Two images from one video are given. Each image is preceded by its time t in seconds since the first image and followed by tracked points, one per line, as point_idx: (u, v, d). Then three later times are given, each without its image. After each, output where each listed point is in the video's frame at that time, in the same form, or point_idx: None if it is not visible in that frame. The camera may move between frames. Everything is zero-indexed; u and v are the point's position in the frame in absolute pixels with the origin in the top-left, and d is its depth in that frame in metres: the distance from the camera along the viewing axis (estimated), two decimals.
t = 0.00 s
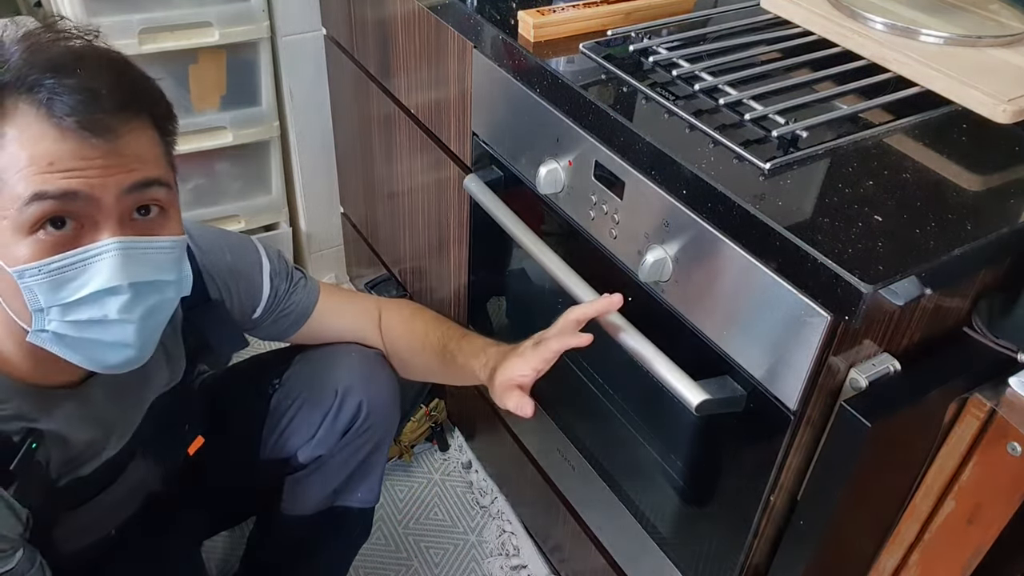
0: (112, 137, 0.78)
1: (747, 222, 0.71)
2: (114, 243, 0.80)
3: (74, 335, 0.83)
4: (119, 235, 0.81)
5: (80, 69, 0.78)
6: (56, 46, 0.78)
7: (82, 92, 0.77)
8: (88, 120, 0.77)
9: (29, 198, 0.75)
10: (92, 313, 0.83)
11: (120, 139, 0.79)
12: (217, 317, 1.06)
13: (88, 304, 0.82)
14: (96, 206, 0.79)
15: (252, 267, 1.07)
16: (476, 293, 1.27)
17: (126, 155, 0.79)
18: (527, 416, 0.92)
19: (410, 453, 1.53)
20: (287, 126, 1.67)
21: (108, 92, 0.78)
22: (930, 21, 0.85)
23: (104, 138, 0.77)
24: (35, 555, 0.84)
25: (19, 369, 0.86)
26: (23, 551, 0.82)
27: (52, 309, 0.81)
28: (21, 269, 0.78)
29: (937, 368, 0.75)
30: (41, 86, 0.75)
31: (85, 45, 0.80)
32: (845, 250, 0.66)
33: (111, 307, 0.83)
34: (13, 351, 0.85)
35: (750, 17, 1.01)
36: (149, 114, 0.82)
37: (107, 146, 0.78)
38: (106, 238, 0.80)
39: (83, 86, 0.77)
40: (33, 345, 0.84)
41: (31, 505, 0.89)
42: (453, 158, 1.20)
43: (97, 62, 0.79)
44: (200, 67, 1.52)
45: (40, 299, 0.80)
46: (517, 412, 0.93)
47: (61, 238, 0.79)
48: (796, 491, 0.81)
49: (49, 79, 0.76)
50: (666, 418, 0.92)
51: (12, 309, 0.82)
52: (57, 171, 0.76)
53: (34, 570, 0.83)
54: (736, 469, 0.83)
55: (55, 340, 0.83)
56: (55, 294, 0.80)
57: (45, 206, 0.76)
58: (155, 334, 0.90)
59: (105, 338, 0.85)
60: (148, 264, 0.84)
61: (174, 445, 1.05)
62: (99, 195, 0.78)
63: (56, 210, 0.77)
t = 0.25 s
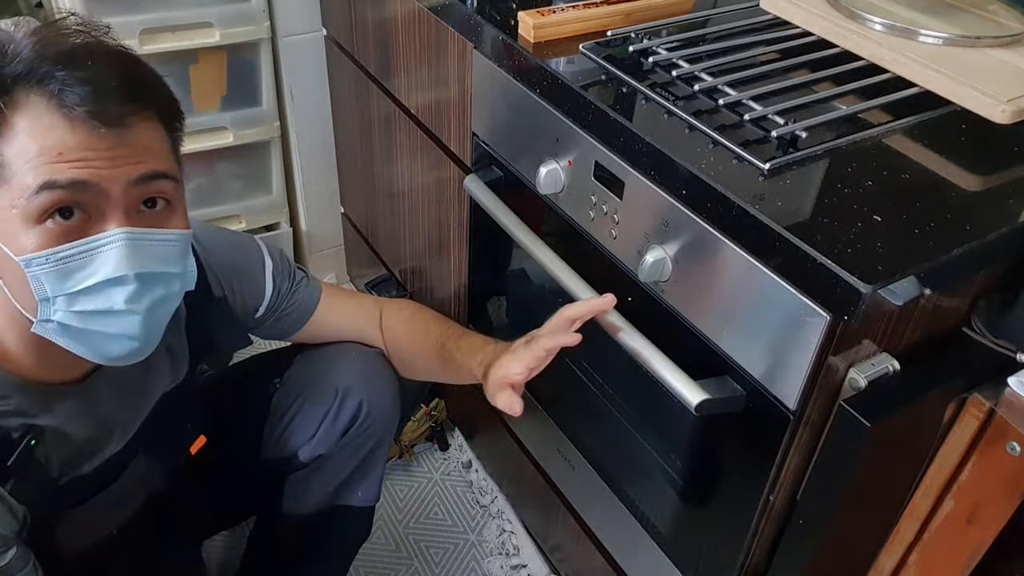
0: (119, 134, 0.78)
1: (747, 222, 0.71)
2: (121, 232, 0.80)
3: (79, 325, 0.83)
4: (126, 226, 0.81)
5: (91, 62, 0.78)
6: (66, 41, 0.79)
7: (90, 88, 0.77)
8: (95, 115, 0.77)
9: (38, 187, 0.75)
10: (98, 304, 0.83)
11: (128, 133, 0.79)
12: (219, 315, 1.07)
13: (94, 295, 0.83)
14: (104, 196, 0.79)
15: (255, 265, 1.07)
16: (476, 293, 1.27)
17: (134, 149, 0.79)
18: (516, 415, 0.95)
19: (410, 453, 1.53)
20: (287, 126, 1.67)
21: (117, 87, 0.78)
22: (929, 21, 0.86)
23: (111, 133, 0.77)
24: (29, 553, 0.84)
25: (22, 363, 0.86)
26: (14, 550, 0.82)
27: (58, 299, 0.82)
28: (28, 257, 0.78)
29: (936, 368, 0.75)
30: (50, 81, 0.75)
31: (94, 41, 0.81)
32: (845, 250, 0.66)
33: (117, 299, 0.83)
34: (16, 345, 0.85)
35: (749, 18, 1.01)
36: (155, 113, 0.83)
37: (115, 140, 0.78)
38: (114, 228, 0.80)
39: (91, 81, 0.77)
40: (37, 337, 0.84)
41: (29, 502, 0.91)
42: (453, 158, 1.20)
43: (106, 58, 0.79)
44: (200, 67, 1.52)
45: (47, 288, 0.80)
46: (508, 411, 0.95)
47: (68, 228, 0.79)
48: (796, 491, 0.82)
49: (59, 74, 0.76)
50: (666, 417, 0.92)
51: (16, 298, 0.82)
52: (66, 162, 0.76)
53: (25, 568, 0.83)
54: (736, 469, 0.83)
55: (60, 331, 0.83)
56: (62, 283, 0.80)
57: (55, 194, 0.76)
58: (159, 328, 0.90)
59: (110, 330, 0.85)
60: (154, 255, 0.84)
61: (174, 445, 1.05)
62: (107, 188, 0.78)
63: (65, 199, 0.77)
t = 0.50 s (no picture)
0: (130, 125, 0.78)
1: (747, 223, 0.71)
2: (127, 219, 0.80)
3: (83, 310, 0.83)
4: (132, 213, 0.81)
5: (105, 51, 0.78)
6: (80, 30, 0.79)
7: (100, 77, 0.77)
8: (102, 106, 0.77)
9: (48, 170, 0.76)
10: (102, 290, 0.83)
11: (137, 122, 0.79)
12: (220, 313, 1.07)
13: (99, 280, 0.82)
14: (112, 182, 0.79)
15: (255, 263, 1.07)
16: (476, 293, 1.27)
17: (144, 138, 0.79)
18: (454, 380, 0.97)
19: (410, 453, 1.53)
20: (287, 126, 1.67)
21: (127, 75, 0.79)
22: (929, 21, 0.86)
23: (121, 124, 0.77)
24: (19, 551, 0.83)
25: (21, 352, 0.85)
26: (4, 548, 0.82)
27: (62, 283, 0.82)
28: (33, 240, 0.78)
29: (936, 368, 0.75)
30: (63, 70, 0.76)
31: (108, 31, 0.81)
32: (845, 251, 0.66)
33: (121, 285, 0.83)
34: (20, 336, 0.84)
35: (749, 18, 1.01)
36: (166, 103, 0.82)
37: (125, 129, 0.78)
38: (120, 214, 0.80)
39: (102, 70, 0.77)
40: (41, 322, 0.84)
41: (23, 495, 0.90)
42: (453, 158, 1.20)
43: (118, 49, 0.80)
44: (200, 67, 1.52)
45: (51, 272, 0.80)
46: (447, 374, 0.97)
47: (75, 212, 0.79)
48: (796, 491, 0.82)
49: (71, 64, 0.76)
50: (666, 417, 0.92)
51: (21, 284, 0.83)
52: (76, 147, 0.76)
53: (12, 569, 0.82)
54: (736, 468, 0.83)
55: (65, 315, 0.83)
56: (66, 267, 0.80)
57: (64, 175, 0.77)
58: (161, 317, 0.89)
59: (113, 316, 0.84)
60: (160, 243, 0.84)
61: (174, 444, 1.05)
62: (117, 175, 0.78)
63: (73, 182, 0.77)
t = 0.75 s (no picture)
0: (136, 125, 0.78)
1: (747, 223, 0.71)
2: (133, 221, 0.80)
3: (85, 309, 0.83)
4: (138, 215, 0.81)
5: (119, 52, 0.78)
6: (94, 31, 0.79)
7: (113, 79, 0.77)
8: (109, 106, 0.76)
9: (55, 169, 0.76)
10: (105, 290, 0.83)
11: (146, 125, 0.79)
12: (220, 310, 1.07)
13: (102, 280, 0.82)
14: (121, 184, 0.79)
15: (254, 261, 1.07)
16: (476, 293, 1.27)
17: (152, 141, 0.79)
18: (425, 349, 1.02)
19: (410, 453, 1.54)
20: (287, 126, 1.67)
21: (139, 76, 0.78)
22: (929, 21, 0.86)
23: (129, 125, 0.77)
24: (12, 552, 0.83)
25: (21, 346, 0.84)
26: None
27: (65, 282, 0.81)
28: (39, 238, 0.78)
29: (936, 368, 0.75)
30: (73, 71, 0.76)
31: (122, 31, 0.80)
32: (844, 251, 0.66)
33: (125, 286, 0.83)
34: (21, 330, 0.84)
35: (749, 18, 1.01)
36: (176, 106, 0.82)
37: (133, 131, 0.78)
38: (126, 215, 0.80)
39: (115, 71, 0.77)
40: (43, 319, 0.84)
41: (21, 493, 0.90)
42: (453, 158, 1.20)
43: (130, 50, 0.79)
44: (200, 67, 1.52)
45: (55, 270, 0.80)
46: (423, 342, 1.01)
47: (82, 213, 0.79)
48: (796, 491, 0.82)
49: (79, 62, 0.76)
50: (666, 417, 0.92)
51: (25, 279, 0.82)
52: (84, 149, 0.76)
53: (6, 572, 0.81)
54: (736, 468, 0.83)
55: (67, 313, 0.83)
56: (70, 266, 0.80)
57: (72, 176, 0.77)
58: (162, 317, 0.89)
59: (115, 316, 0.85)
60: (165, 246, 0.84)
61: (174, 444, 1.05)
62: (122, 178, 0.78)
63: (81, 184, 0.77)
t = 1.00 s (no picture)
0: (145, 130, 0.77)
1: (748, 223, 0.71)
2: (142, 233, 0.80)
3: (93, 318, 0.84)
4: (147, 226, 0.81)
5: (133, 66, 0.78)
6: (109, 43, 0.78)
7: (127, 94, 0.76)
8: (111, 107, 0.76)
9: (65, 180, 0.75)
10: (112, 300, 0.83)
11: (157, 140, 0.78)
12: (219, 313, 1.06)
13: (110, 290, 0.83)
14: (130, 197, 0.79)
15: (255, 262, 1.07)
16: (476, 293, 1.27)
17: (163, 154, 0.79)
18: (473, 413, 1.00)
19: (410, 453, 1.53)
20: (287, 126, 1.67)
21: (152, 91, 0.78)
22: (929, 22, 0.86)
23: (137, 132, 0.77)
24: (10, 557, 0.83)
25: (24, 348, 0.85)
26: None
27: (72, 290, 0.82)
28: (47, 247, 0.78)
29: (936, 368, 0.75)
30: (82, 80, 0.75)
31: (136, 44, 0.80)
32: (844, 250, 0.66)
33: (133, 296, 0.84)
34: (24, 332, 0.84)
35: (749, 18, 1.01)
36: (187, 118, 0.82)
37: (145, 146, 0.77)
38: (135, 227, 0.80)
39: (129, 86, 0.76)
40: (49, 325, 0.84)
41: (23, 493, 0.87)
42: (453, 158, 1.20)
43: (143, 63, 0.79)
44: (200, 67, 1.52)
45: (62, 279, 0.80)
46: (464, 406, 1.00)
47: (90, 223, 0.79)
48: (796, 491, 0.82)
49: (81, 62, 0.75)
50: (666, 417, 0.92)
51: (30, 283, 0.82)
52: (94, 162, 0.76)
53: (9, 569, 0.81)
54: (736, 468, 0.83)
55: (73, 322, 0.83)
56: (78, 276, 0.81)
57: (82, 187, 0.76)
58: (168, 324, 0.90)
59: (122, 325, 0.85)
60: (173, 257, 0.84)
61: (174, 443, 1.05)
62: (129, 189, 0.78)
63: (91, 196, 0.77)
